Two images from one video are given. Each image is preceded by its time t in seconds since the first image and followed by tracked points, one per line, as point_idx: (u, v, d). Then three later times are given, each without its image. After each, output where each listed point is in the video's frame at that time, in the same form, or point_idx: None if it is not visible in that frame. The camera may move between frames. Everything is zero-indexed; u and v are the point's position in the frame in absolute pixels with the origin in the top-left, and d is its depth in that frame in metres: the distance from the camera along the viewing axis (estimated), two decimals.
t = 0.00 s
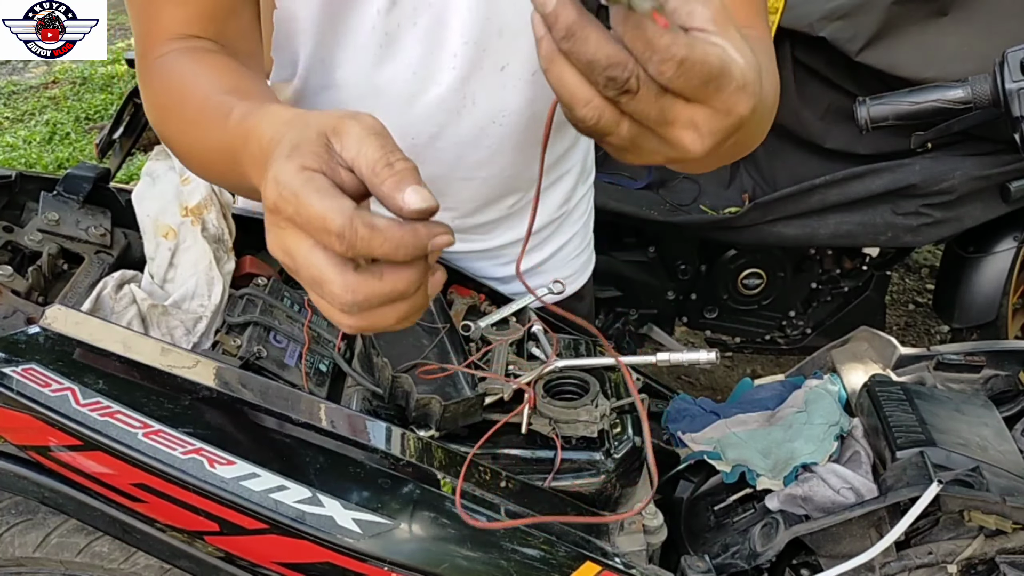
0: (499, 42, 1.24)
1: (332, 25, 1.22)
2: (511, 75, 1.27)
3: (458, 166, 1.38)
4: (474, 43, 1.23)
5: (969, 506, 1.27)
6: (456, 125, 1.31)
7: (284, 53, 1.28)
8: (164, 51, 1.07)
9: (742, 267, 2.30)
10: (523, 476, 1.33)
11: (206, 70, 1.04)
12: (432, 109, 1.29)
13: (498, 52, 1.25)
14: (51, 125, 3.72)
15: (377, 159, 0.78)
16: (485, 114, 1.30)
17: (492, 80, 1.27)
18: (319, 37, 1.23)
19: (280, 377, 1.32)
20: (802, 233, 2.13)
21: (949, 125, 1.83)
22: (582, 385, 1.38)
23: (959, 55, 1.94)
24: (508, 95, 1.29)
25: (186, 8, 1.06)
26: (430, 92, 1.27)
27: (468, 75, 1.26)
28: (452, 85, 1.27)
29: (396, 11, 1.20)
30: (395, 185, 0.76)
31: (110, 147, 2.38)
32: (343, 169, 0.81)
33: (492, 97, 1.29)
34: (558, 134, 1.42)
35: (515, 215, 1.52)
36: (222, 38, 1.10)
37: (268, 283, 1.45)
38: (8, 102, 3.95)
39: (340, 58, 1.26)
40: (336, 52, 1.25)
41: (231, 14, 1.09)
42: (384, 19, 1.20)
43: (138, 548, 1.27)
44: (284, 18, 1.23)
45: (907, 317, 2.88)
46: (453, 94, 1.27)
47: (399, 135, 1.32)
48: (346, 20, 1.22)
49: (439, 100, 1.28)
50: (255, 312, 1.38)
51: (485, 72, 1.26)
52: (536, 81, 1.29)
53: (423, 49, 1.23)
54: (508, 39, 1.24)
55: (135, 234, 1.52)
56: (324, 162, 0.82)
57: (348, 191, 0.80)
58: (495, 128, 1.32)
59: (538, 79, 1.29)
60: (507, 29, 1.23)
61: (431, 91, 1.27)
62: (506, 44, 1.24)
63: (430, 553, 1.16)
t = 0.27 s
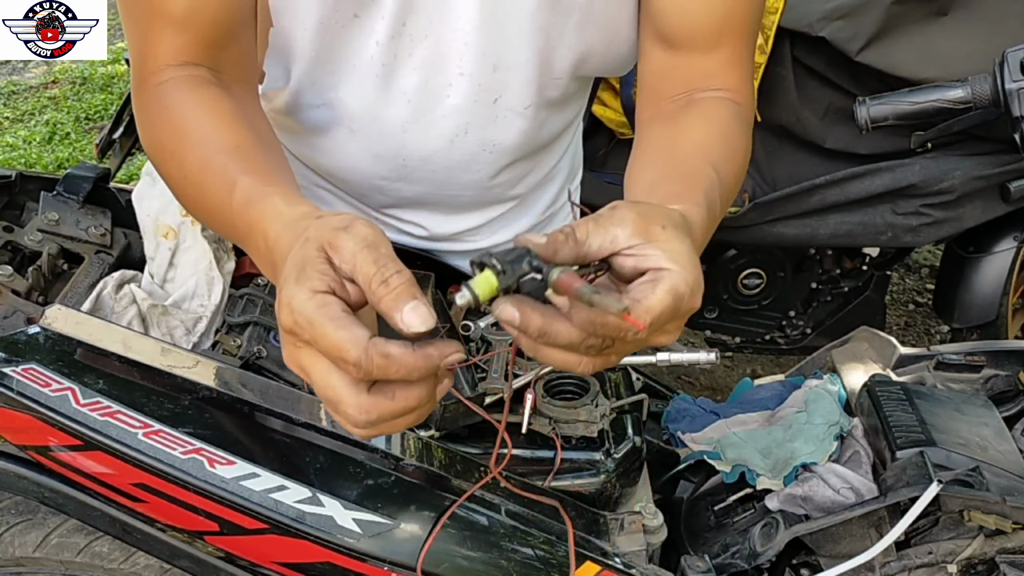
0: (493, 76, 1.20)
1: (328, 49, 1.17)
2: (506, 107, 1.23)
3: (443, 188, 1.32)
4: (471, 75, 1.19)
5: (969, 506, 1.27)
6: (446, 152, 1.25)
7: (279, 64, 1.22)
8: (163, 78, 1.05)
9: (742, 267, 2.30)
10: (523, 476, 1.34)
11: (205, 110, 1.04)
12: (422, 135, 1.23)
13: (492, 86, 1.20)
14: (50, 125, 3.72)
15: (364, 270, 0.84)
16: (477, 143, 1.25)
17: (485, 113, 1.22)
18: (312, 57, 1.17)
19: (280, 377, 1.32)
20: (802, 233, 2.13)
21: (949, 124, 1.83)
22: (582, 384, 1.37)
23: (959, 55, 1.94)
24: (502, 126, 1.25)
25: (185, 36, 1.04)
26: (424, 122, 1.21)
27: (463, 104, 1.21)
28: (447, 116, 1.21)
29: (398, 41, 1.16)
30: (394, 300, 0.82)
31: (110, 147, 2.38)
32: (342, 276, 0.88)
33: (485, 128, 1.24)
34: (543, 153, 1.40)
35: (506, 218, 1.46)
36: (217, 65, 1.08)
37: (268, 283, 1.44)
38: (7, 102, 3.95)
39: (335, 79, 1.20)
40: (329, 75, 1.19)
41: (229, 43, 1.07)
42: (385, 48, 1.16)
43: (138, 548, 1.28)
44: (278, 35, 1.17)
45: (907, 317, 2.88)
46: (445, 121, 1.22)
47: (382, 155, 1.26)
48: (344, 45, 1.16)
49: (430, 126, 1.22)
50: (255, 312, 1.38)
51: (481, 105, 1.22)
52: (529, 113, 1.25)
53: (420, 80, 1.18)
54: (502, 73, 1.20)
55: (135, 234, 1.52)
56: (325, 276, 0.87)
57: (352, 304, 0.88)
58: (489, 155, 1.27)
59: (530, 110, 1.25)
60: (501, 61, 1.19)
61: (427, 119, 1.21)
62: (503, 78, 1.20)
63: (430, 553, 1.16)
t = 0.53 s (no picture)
0: (474, 78, 1.22)
1: (307, 49, 1.18)
2: (485, 110, 1.25)
3: (421, 187, 1.35)
4: (454, 74, 1.21)
5: (969, 506, 1.27)
6: (425, 150, 1.28)
7: (258, 62, 1.23)
8: (127, 69, 1.06)
9: (742, 267, 2.30)
10: (523, 476, 1.34)
11: (171, 104, 1.05)
12: (402, 136, 1.25)
13: (472, 87, 1.22)
14: (51, 125, 3.72)
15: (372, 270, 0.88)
16: (455, 142, 1.28)
17: (465, 113, 1.25)
18: (294, 58, 1.18)
19: (279, 378, 1.31)
20: (802, 233, 2.13)
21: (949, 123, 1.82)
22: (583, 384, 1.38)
23: (959, 55, 1.94)
24: (481, 126, 1.27)
25: (151, 29, 1.05)
26: (404, 122, 1.24)
27: (443, 105, 1.23)
28: (429, 114, 1.24)
29: (380, 42, 1.17)
30: (405, 296, 0.89)
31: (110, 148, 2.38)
32: (348, 270, 0.90)
33: (465, 128, 1.26)
34: (527, 151, 1.42)
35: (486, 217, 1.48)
36: (184, 59, 1.09)
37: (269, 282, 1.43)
38: (8, 102, 3.95)
39: (316, 79, 1.21)
40: (311, 75, 1.21)
41: (198, 38, 1.08)
42: (367, 49, 1.17)
43: (137, 548, 1.27)
44: (258, 33, 1.18)
45: (907, 317, 2.88)
46: (426, 121, 1.24)
47: (363, 154, 1.28)
48: (325, 45, 1.18)
49: (410, 126, 1.24)
50: (255, 312, 1.37)
51: (461, 105, 1.24)
52: (509, 117, 1.27)
53: (403, 83, 1.21)
54: (483, 77, 1.22)
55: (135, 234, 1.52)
56: (339, 271, 0.90)
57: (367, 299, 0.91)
58: (467, 153, 1.30)
59: (511, 113, 1.27)
60: (484, 65, 1.21)
61: (407, 119, 1.24)
62: (484, 79, 1.22)
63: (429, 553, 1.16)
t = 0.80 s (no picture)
0: (426, 74, 1.28)
1: (265, 51, 1.24)
2: (439, 104, 1.32)
3: (380, 184, 1.42)
4: (406, 70, 1.27)
5: (970, 507, 1.27)
6: (385, 145, 1.34)
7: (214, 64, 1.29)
8: (75, 80, 1.12)
9: (742, 267, 2.30)
10: (523, 475, 1.33)
11: (119, 111, 1.12)
12: (360, 132, 1.31)
13: (426, 83, 1.29)
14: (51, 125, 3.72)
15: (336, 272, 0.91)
16: (414, 136, 1.34)
17: (421, 108, 1.31)
18: (248, 59, 1.24)
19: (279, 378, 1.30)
20: (802, 233, 2.13)
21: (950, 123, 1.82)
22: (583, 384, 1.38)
23: (960, 55, 1.93)
24: (437, 121, 1.34)
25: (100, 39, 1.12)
26: (363, 118, 1.30)
27: (398, 101, 1.29)
28: (384, 111, 1.30)
29: (332, 40, 1.23)
30: (369, 296, 0.92)
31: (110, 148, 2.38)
32: (309, 270, 0.93)
33: (421, 123, 1.33)
34: (483, 146, 1.48)
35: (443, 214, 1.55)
36: (132, 67, 1.15)
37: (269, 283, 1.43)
38: (7, 102, 3.95)
39: (270, 80, 1.27)
40: (266, 74, 1.27)
41: (144, 45, 1.15)
42: (319, 46, 1.23)
43: (137, 549, 1.27)
44: (211, 36, 1.24)
45: (908, 317, 2.88)
46: (381, 118, 1.31)
47: (322, 152, 1.34)
48: (279, 45, 1.23)
49: (368, 122, 1.30)
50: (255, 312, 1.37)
51: (416, 100, 1.30)
52: (462, 112, 1.34)
53: (359, 81, 1.27)
54: (435, 73, 1.29)
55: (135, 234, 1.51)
56: (301, 274, 0.93)
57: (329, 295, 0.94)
58: (425, 147, 1.36)
59: (464, 108, 1.34)
60: (436, 60, 1.28)
61: (367, 116, 1.30)
62: (437, 74, 1.29)
63: (429, 554, 1.16)
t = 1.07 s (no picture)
0: (382, 64, 1.31)
1: (214, 58, 1.27)
2: (398, 92, 1.36)
3: (347, 178, 1.46)
4: (362, 62, 1.30)
5: (971, 508, 1.27)
6: (347, 138, 1.37)
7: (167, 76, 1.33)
8: (22, 101, 1.15)
9: (743, 267, 2.30)
10: (522, 475, 1.32)
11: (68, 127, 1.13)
12: (322, 128, 1.35)
13: (383, 73, 1.32)
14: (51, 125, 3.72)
15: (323, 278, 0.93)
16: (375, 127, 1.37)
17: (378, 98, 1.34)
18: (200, 70, 1.28)
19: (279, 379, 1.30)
20: (803, 232, 2.12)
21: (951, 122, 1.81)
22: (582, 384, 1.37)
23: (961, 54, 1.93)
24: (398, 109, 1.38)
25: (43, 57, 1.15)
26: (321, 112, 1.33)
27: (357, 95, 1.33)
28: (344, 106, 1.33)
29: (284, 41, 1.26)
30: (357, 295, 0.94)
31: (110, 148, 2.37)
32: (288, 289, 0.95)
33: (382, 114, 1.37)
34: (441, 133, 1.53)
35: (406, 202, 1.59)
36: (76, 85, 1.18)
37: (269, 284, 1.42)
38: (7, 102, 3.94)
39: (225, 83, 1.31)
40: (221, 81, 1.30)
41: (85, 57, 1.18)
42: (272, 49, 1.26)
43: (137, 550, 1.26)
44: (160, 49, 1.28)
45: (909, 317, 2.87)
46: (341, 113, 1.34)
47: (285, 150, 1.38)
48: (229, 49, 1.26)
49: (327, 116, 1.34)
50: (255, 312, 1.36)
51: (374, 91, 1.34)
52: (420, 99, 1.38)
53: (312, 77, 1.30)
54: (389, 62, 1.32)
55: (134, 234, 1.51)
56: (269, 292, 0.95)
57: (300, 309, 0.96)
58: (388, 136, 1.40)
59: (422, 95, 1.38)
60: (391, 49, 1.31)
61: (324, 109, 1.33)
62: (392, 64, 1.32)
63: (429, 554, 1.15)
